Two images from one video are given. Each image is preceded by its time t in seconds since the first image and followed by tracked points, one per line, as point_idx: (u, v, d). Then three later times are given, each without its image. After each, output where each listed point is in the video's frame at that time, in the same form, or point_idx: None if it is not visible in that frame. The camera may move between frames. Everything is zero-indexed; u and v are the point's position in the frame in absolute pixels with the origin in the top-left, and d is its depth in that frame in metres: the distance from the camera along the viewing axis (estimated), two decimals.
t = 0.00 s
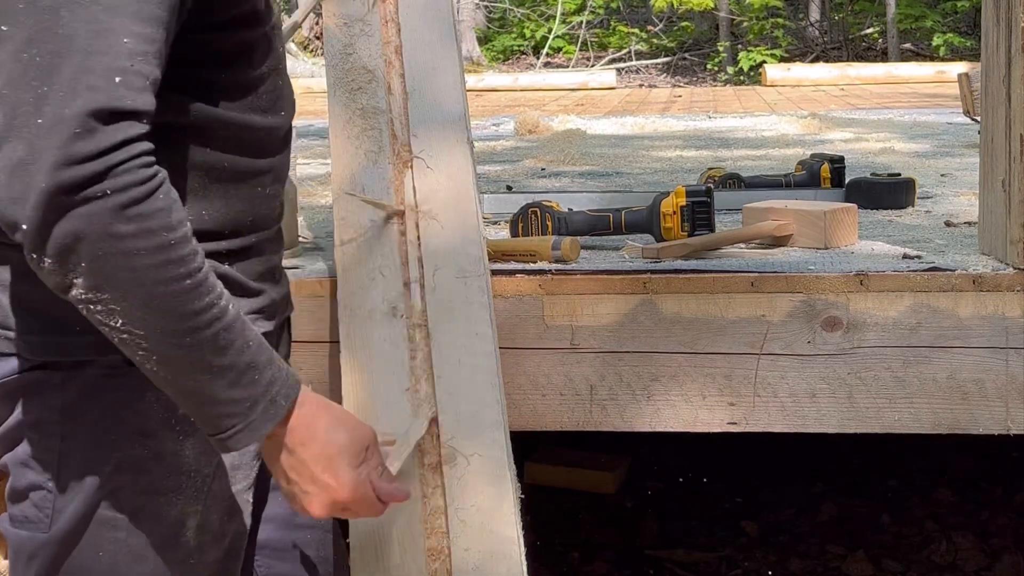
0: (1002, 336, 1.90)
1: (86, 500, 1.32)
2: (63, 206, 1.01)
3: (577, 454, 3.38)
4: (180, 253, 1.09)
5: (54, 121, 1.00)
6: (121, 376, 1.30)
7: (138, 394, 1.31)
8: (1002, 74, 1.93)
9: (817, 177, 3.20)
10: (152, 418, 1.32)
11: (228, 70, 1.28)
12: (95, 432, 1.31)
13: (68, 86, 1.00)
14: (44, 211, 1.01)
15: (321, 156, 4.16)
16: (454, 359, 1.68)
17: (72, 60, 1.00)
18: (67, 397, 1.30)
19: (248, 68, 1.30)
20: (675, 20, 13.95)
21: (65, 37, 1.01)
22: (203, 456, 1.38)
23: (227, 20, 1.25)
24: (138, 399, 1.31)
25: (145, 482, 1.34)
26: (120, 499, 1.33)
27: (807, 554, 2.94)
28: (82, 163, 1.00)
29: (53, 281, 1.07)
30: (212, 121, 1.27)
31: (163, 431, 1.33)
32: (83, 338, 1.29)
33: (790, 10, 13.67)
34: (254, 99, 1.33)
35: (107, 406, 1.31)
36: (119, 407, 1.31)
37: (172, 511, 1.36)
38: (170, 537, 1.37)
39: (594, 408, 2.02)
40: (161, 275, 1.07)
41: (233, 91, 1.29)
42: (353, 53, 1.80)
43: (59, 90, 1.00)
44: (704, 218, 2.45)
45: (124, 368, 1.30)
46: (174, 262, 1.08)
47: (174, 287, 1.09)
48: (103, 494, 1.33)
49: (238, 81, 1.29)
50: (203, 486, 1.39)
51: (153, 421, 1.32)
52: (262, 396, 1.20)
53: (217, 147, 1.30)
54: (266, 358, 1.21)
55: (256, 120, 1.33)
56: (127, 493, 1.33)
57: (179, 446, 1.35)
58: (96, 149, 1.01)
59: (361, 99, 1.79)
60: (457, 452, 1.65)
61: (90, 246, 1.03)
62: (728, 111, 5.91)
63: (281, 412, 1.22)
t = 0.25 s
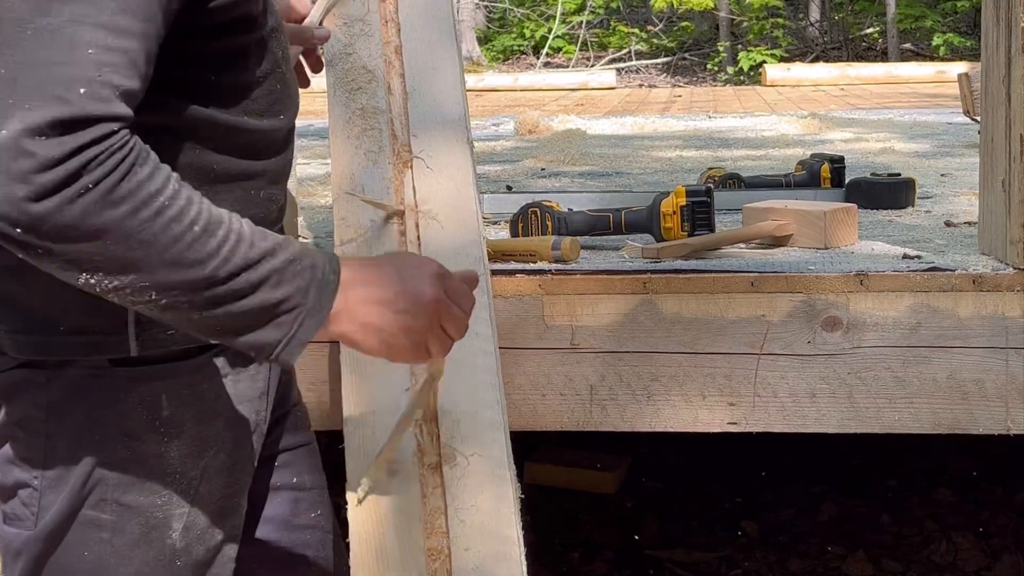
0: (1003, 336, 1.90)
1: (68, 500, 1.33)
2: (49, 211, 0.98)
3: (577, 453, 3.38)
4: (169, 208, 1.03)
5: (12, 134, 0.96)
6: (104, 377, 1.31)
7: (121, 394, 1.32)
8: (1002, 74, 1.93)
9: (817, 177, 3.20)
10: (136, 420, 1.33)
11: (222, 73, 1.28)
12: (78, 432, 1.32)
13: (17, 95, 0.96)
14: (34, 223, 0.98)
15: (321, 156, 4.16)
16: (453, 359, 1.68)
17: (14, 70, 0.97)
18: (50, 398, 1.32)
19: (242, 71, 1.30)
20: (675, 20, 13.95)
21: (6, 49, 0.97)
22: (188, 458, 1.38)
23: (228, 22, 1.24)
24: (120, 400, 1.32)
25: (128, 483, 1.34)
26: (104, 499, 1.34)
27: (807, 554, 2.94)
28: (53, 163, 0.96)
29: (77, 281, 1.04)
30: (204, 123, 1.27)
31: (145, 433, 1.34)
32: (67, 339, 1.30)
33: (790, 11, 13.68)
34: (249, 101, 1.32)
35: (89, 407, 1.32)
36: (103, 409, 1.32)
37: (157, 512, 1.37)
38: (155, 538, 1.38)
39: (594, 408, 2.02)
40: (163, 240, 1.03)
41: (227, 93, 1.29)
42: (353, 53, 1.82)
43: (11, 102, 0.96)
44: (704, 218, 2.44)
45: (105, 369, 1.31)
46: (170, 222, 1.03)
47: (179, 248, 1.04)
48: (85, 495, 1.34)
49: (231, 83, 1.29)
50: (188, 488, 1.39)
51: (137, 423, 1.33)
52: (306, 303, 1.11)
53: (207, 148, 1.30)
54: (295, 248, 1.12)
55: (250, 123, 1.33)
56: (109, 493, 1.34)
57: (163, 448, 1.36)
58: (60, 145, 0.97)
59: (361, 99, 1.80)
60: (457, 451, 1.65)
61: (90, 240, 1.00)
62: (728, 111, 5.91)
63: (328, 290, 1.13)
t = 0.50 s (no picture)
0: (1003, 336, 1.90)
1: (60, 500, 1.33)
2: (88, 194, 1.00)
3: (576, 453, 3.38)
4: (209, 196, 1.06)
5: (48, 119, 0.98)
6: (96, 377, 1.32)
7: (113, 395, 1.33)
8: (1002, 74, 1.93)
9: (817, 177, 3.20)
10: (129, 421, 1.34)
11: (218, 74, 1.29)
12: (69, 432, 1.32)
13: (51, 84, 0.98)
14: (69, 204, 1.01)
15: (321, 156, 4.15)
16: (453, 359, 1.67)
17: (48, 58, 0.99)
18: (41, 398, 1.32)
19: (237, 72, 1.31)
20: (675, 20, 13.95)
21: (35, 36, 0.99)
22: (181, 458, 1.39)
23: (222, 20, 1.25)
24: (113, 400, 1.33)
25: (121, 482, 1.35)
26: (96, 499, 1.35)
27: (807, 554, 2.94)
28: (89, 146, 0.99)
29: (112, 269, 1.06)
30: (199, 124, 1.28)
31: (138, 433, 1.35)
32: (61, 338, 1.30)
33: (790, 11, 13.67)
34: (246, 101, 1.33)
35: (80, 407, 1.32)
36: (97, 408, 1.32)
37: (149, 511, 1.38)
38: (148, 538, 1.39)
39: (594, 408, 2.02)
40: (200, 228, 1.05)
41: (223, 93, 1.30)
42: (352, 53, 1.80)
43: (44, 88, 0.98)
44: (704, 218, 2.44)
45: (97, 368, 1.32)
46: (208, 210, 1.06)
47: (218, 234, 1.06)
48: (79, 494, 1.34)
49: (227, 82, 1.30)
50: (181, 488, 1.40)
51: (131, 424, 1.34)
52: (345, 307, 1.13)
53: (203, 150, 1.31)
54: (339, 253, 1.15)
55: (246, 122, 1.33)
56: (103, 493, 1.35)
57: (156, 448, 1.37)
58: (95, 127, 0.99)
59: (361, 99, 1.79)
60: (458, 452, 1.65)
61: (127, 224, 1.03)
62: (728, 111, 5.91)
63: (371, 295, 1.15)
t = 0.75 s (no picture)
0: (1003, 336, 1.90)
1: (53, 500, 1.35)
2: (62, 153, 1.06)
3: (576, 453, 3.38)
4: (185, 153, 1.12)
5: (19, 82, 1.04)
6: (90, 376, 1.33)
7: (106, 394, 1.34)
8: (1002, 74, 1.93)
9: (817, 177, 3.20)
10: (122, 421, 1.35)
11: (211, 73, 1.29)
12: (63, 430, 1.34)
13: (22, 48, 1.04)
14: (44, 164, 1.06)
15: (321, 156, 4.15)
16: (452, 359, 1.67)
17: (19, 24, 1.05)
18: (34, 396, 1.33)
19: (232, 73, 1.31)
20: (675, 20, 13.95)
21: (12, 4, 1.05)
22: (175, 458, 1.39)
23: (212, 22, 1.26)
24: (105, 399, 1.34)
25: (114, 482, 1.37)
26: (90, 498, 1.36)
27: (806, 554, 2.94)
28: (61, 104, 1.05)
29: (90, 234, 1.12)
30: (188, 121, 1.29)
31: (130, 432, 1.36)
32: (56, 337, 1.31)
33: (790, 10, 13.67)
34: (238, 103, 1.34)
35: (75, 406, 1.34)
36: (90, 409, 1.34)
37: (143, 512, 1.39)
38: (142, 538, 1.40)
39: (594, 408, 2.02)
40: (178, 184, 1.12)
41: (217, 94, 1.31)
42: (353, 53, 1.80)
43: (14, 53, 1.04)
44: (704, 218, 2.44)
45: (91, 367, 1.33)
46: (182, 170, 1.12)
47: (196, 190, 1.13)
48: (72, 494, 1.36)
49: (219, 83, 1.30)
50: (175, 488, 1.40)
51: (123, 424, 1.35)
52: (332, 262, 1.21)
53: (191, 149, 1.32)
54: (318, 211, 1.23)
55: (236, 124, 1.34)
56: (96, 493, 1.36)
57: (148, 448, 1.37)
58: (66, 87, 1.05)
59: (361, 99, 1.79)
60: (457, 452, 1.64)
61: (104, 183, 1.08)
62: (728, 111, 5.91)
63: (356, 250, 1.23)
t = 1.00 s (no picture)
0: (1003, 336, 1.90)
1: (49, 498, 1.35)
2: (135, 152, 1.08)
3: (576, 453, 3.38)
4: (232, 147, 1.17)
5: (94, 83, 1.05)
6: (86, 373, 1.33)
7: (103, 392, 1.34)
8: (1002, 73, 1.93)
9: (817, 177, 3.20)
10: (118, 419, 1.35)
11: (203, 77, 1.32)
12: (58, 428, 1.33)
13: (92, 50, 1.05)
14: (119, 164, 1.08)
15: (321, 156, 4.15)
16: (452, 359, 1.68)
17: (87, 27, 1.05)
18: (30, 394, 1.32)
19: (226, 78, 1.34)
20: (675, 20, 13.96)
21: (71, 8, 1.04)
22: (171, 456, 1.39)
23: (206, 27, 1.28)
24: (102, 396, 1.34)
25: (111, 480, 1.36)
26: (86, 497, 1.36)
27: (807, 554, 2.94)
28: (136, 106, 1.07)
29: (149, 231, 1.13)
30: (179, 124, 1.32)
31: (127, 430, 1.35)
32: (54, 334, 1.31)
33: (790, 10, 13.67)
34: (231, 107, 1.37)
35: (70, 404, 1.33)
36: (86, 407, 1.33)
37: (139, 510, 1.39)
38: (138, 536, 1.40)
39: (594, 408, 2.02)
40: (235, 181, 1.16)
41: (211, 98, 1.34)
42: (353, 53, 1.80)
43: (89, 55, 1.05)
44: (704, 218, 2.44)
45: (87, 364, 1.33)
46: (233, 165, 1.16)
47: (248, 187, 1.17)
48: (68, 491, 1.35)
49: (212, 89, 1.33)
50: (171, 486, 1.41)
51: (119, 421, 1.35)
52: (352, 242, 1.26)
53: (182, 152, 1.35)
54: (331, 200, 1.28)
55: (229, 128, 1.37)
56: (92, 491, 1.36)
57: (145, 446, 1.37)
58: (143, 92, 1.08)
59: (361, 99, 1.79)
60: (458, 452, 1.65)
61: (173, 180, 1.11)
62: (728, 111, 5.91)
63: (361, 239, 1.27)
